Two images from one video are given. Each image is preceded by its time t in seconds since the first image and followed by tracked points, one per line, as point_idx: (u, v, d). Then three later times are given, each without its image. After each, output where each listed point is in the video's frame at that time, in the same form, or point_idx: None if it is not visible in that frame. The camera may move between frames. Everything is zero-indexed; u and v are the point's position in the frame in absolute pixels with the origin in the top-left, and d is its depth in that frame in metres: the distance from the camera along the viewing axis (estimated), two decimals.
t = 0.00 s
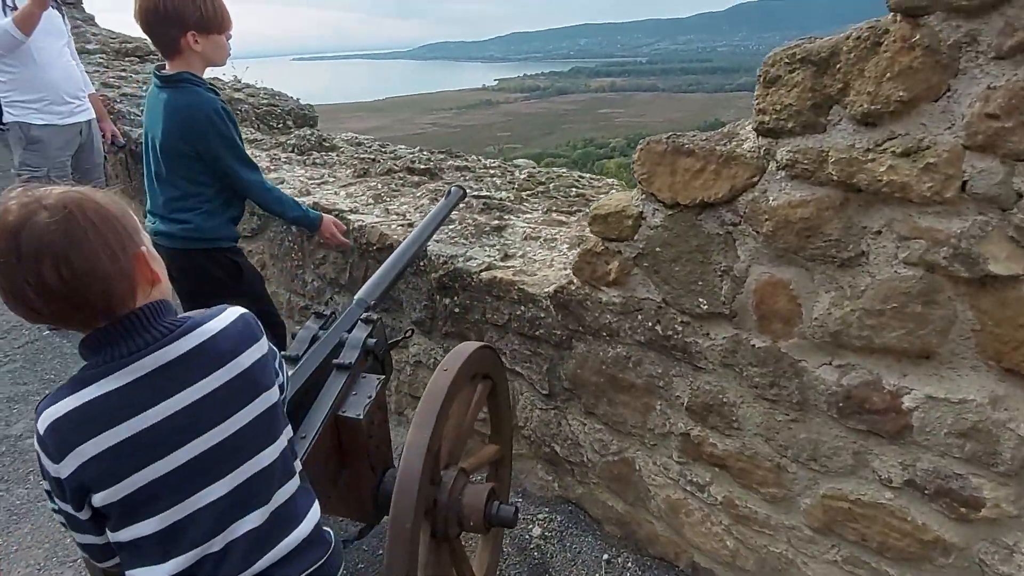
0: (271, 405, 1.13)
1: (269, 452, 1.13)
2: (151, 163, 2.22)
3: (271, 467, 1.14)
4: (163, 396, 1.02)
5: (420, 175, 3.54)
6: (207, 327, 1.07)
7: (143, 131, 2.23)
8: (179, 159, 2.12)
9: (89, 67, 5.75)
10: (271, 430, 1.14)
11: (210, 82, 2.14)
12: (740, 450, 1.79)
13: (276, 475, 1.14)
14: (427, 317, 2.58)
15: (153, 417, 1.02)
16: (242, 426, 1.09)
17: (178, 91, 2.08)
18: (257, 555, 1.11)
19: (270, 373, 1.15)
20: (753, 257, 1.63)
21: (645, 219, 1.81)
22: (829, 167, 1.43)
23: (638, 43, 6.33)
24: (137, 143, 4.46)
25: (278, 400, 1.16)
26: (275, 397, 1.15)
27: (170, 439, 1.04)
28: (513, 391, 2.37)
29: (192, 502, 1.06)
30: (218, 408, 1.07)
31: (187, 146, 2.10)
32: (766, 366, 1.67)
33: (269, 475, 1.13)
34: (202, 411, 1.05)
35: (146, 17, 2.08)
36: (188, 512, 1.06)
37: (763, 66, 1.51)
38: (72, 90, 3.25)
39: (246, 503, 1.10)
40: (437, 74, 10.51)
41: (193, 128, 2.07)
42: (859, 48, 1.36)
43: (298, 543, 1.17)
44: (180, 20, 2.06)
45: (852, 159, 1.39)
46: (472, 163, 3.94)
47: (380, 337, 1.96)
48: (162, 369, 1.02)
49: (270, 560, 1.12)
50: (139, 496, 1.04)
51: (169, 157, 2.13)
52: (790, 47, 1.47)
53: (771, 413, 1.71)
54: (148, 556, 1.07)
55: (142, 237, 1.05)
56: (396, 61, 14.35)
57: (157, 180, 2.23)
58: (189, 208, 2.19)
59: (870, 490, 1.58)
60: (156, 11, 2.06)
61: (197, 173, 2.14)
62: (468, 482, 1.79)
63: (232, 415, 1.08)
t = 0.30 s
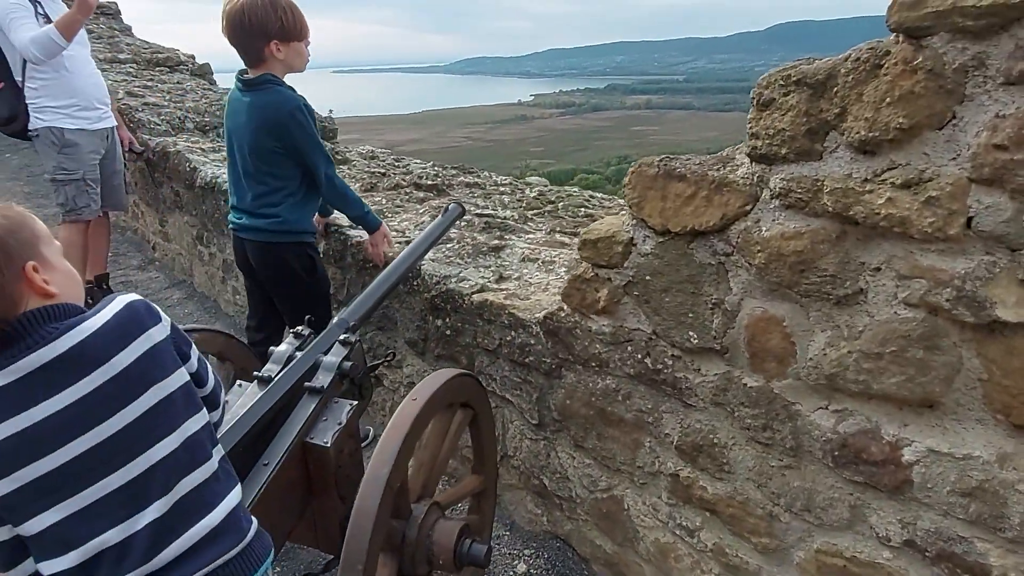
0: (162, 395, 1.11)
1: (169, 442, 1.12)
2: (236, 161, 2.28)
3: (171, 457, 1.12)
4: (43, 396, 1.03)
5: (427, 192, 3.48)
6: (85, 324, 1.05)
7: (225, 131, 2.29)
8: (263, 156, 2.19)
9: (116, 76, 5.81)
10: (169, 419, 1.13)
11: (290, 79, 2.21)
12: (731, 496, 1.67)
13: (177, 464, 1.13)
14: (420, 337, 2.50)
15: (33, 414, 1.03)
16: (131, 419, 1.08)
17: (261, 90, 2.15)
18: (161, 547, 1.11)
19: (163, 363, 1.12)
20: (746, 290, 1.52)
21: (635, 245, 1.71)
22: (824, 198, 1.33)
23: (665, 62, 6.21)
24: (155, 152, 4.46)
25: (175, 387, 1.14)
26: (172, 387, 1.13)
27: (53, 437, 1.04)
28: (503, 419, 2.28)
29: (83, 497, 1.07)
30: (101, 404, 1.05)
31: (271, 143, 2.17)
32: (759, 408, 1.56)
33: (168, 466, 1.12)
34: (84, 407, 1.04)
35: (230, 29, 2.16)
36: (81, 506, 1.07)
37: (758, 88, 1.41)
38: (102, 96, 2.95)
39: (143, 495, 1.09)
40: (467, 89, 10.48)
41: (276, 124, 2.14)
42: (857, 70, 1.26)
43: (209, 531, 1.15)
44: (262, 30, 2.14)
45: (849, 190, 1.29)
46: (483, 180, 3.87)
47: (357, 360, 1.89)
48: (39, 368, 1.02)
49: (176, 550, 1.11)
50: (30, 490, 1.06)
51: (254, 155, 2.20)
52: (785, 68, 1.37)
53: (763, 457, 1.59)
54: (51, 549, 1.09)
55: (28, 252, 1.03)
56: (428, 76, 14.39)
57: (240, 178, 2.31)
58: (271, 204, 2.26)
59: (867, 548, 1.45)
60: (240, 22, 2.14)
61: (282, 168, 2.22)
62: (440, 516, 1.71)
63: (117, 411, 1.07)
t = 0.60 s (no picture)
0: (134, 409, 1.09)
1: (141, 449, 1.10)
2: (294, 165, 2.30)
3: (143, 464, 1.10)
4: (13, 414, 1.01)
5: (430, 214, 3.50)
6: (58, 343, 1.03)
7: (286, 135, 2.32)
8: (323, 162, 2.24)
9: (140, 102, 5.96)
10: (141, 431, 1.10)
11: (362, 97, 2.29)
12: (711, 523, 1.64)
13: (148, 474, 1.11)
14: (414, 359, 2.50)
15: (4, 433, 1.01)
16: (103, 434, 1.06)
17: (334, 100, 2.22)
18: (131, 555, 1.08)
19: (136, 378, 1.10)
20: (721, 313, 1.51)
21: (615, 268, 1.71)
22: (793, 221, 1.31)
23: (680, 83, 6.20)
24: (171, 174, 4.56)
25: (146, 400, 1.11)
26: (142, 401, 1.11)
27: (27, 451, 1.02)
28: (494, 441, 2.28)
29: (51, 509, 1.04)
30: (73, 421, 1.03)
31: (336, 151, 2.22)
32: (736, 434, 1.53)
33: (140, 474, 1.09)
34: (55, 425, 1.02)
35: (304, 47, 2.23)
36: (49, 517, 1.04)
37: (728, 111, 1.41)
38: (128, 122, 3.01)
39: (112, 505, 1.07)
40: (486, 110, 10.55)
41: (345, 133, 2.21)
42: (822, 93, 1.25)
43: (180, 537, 1.13)
44: (336, 49, 2.20)
45: (816, 213, 1.27)
46: (489, 202, 3.88)
47: (341, 381, 1.90)
48: (12, 387, 1.00)
49: (146, 557, 1.09)
50: None
51: (313, 160, 2.25)
52: (755, 91, 1.36)
53: (743, 484, 1.55)
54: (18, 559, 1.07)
55: (10, 274, 1.02)
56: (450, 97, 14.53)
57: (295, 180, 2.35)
58: (322, 208, 2.30)
59: None
60: (315, 41, 2.21)
61: (337, 176, 2.26)
62: (417, 538, 1.71)
63: (88, 428, 1.04)
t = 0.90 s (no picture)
0: (166, 404, 1.16)
1: (167, 439, 1.17)
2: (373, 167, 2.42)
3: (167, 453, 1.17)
4: (58, 391, 1.09)
5: (477, 226, 3.61)
6: (107, 333, 1.12)
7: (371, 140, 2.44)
8: (398, 165, 2.35)
9: (217, 115, 6.32)
10: (170, 425, 1.17)
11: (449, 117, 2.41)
12: (721, 534, 1.66)
13: (168, 466, 1.17)
14: (449, 363, 2.59)
15: (48, 406, 1.09)
16: (135, 422, 1.13)
17: (417, 111, 2.34)
18: (147, 531, 1.15)
19: (173, 376, 1.18)
20: (733, 325, 1.53)
21: (635, 279, 1.76)
22: (801, 236, 1.34)
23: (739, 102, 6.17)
24: (240, 183, 4.82)
25: (178, 398, 1.18)
26: (175, 398, 1.18)
27: (66, 426, 1.10)
28: (521, 446, 2.34)
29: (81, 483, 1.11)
30: (110, 407, 1.12)
31: (412, 156, 2.33)
32: (746, 446, 1.55)
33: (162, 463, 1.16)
34: (93, 408, 1.11)
35: (398, 63, 2.36)
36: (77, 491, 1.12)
37: (742, 128, 1.45)
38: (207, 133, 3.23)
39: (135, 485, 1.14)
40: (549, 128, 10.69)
41: (423, 141, 2.32)
42: (831, 111, 1.28)
43: (193, 522, 1.19)
44: (428, 67, 2.32)
45: (823, 229, 1.29)
46: (536, 216, 3.97)
47: (372, 378, 1.99)
48: (61, 366, 1.09)
49: (160, 538, 1.15)
50: (33, 473, 1.11)
51: (390, 163, 2.36)
52: (769, 110, 1.39)
53: (752, 497, 1.57)
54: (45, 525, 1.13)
55: (78, 260, 1.10)
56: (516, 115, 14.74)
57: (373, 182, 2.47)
58: (390, 209, 2.39)
59: None
60: (409, 59, 2.33)
61: (409, 180, 2.36)
62: (435, 530, 1.79)
63: (122, 414, 1.12)
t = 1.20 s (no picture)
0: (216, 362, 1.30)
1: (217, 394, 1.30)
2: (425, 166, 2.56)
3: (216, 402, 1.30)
4: (129, 348, 1.25)
5: (512, 227, 3.73)
6: (171, 301, 1.27)
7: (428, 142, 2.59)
8: (448, 165, 2.49)
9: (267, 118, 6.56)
10: (220, 381, 1.30)
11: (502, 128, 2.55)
12: (731, 521, 1.73)
13: (222, 413, 1.30)
14: (480, 356, 2.70)
15: (117, 362, 1.25)
16: (187, 377, 1.27)
17: (471, 119, 2.49)
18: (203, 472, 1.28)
19: (222, 340, 1.31)
20: (745, 321, 1.61)
21: (654, 276, 1.85)
22: (807, 236, 1.42)
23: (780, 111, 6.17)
24: (287, 183, 5.02)
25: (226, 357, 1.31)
26: (226, 357, 1.31)
27: (135, 377, 1.25)
28: (546, 437, 2.44)
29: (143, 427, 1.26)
30: (166, 364, 1.26)
31: (462, 157, 2.47)
32: (755, 436, 1.63)
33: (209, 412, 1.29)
34: (153, 366, 1.26)
35: (457, 79, 2.49)
36: (141, 435, 1.27)
37: (755, 133, 1.53)
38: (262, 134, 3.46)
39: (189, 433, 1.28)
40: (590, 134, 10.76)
41: (474, 144, 2.46)
42: (836, 118, 1.35)
43: (245, 464, 1.32)
44: (486, 82, 2.45)
45: (827, 229, 1.37)
46: (571, 220, 4.07)
47: (405, 364, 2.13)
48: (132, 328, 1.25)
49: (217, 475, 1.29)
50: (105, 421, 1.27)
51: (440, 163, 2.51)
52: (780, 116, 1.48)
53: (761, 485, 1.64)
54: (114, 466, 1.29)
55: (151, 250, 1.28)
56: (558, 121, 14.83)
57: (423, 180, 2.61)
58: (435, 206, 2.52)
59: None
60: (468, 75, 2.46)
61: (456, 180, 2.50)
62: (460, 508, 1.91)
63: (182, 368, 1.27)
